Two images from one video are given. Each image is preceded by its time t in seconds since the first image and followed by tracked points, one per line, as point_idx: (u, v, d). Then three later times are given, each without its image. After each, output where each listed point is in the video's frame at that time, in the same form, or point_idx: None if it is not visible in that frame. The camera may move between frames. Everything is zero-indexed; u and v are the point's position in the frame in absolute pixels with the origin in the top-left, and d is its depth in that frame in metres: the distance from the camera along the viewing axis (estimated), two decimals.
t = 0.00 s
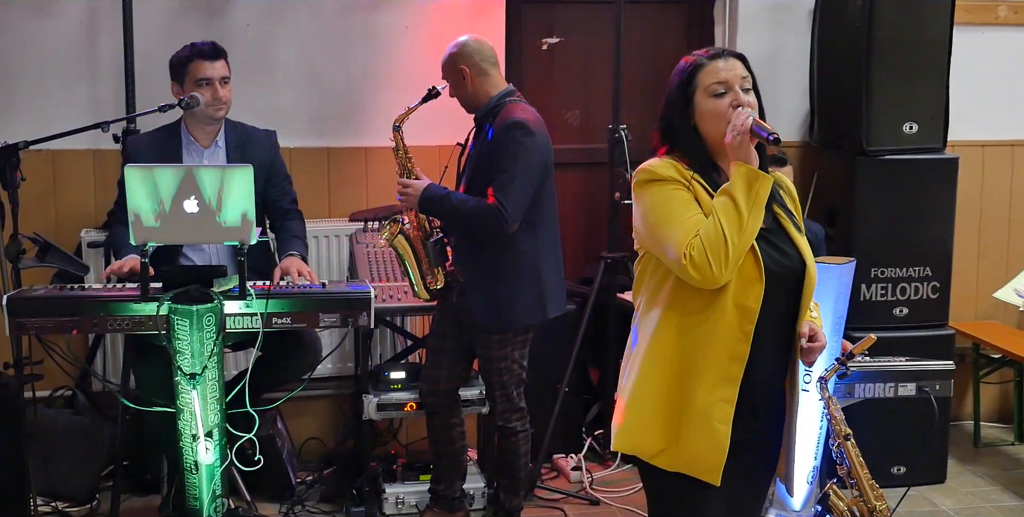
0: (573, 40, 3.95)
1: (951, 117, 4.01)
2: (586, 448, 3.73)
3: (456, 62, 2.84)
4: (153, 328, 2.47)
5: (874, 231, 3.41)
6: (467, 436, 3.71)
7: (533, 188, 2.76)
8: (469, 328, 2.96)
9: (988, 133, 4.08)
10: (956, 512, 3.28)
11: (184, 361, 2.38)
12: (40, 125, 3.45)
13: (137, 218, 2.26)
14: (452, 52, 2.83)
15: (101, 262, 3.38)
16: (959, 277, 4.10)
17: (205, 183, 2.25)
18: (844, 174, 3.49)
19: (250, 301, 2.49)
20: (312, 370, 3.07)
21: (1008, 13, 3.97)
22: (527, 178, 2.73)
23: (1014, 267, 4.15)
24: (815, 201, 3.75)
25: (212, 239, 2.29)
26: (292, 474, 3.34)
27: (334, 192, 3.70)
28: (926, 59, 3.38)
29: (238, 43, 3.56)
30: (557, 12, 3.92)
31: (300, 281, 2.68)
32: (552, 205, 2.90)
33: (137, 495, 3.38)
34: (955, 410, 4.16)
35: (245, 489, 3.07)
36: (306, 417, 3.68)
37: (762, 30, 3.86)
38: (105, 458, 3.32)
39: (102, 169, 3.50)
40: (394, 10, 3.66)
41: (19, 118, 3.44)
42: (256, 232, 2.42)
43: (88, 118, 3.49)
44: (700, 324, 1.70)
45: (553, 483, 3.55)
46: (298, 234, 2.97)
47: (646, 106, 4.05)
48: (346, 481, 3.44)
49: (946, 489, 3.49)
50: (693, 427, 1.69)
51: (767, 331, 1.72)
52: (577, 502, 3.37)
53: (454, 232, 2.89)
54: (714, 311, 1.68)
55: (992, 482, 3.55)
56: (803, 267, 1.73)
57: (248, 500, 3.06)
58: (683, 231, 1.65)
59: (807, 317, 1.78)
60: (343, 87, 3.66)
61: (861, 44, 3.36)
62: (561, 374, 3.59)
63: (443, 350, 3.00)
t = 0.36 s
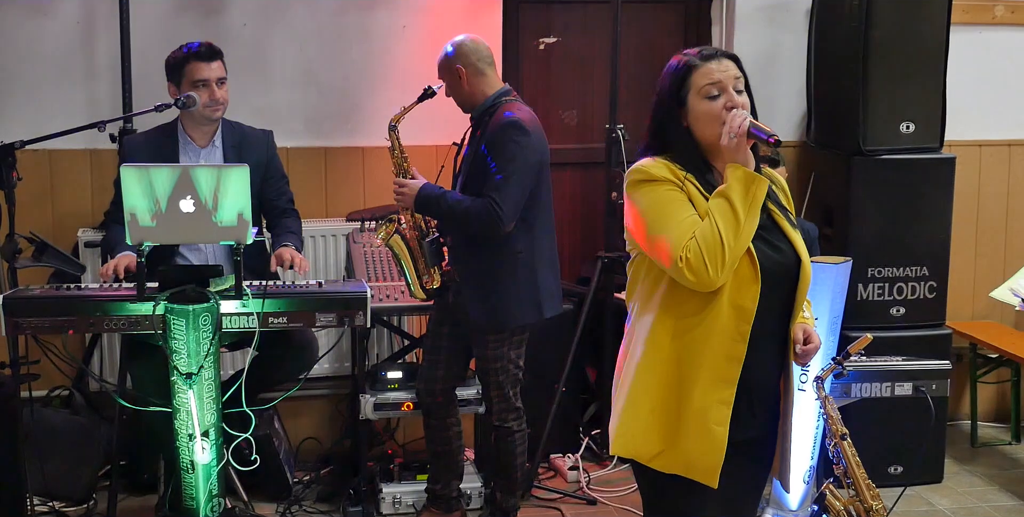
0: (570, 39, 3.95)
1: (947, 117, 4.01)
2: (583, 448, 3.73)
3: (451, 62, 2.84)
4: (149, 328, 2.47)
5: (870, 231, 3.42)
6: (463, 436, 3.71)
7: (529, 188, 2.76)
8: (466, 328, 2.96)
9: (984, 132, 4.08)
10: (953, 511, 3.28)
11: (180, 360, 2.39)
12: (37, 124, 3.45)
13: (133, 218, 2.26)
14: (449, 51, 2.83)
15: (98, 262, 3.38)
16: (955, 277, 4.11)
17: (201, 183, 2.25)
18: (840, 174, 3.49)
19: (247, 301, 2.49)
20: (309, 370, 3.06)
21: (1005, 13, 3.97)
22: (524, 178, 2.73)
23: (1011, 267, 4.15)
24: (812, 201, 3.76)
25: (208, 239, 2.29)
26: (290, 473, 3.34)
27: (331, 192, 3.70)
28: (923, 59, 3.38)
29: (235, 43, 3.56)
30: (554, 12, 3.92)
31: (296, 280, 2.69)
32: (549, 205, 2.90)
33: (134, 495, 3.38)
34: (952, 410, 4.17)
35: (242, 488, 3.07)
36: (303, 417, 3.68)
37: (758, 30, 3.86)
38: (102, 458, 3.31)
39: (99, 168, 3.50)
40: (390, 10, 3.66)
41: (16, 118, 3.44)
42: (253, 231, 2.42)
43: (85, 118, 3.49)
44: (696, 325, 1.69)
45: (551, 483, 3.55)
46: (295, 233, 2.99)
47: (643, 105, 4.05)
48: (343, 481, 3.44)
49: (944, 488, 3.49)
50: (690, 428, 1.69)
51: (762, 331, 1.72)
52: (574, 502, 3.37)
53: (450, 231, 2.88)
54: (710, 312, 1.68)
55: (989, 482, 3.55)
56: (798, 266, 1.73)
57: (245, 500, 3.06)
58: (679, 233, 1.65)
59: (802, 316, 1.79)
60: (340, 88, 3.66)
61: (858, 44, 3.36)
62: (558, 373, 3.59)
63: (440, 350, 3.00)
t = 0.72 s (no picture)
0: (569, 40, 3.96)
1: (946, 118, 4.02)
2: (582, 448, 3.73)
3: (450, 63, 2.84)
4: (148, 328, 2.47)
5: (869, 232, 3.42)
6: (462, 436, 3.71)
7: (528, 189, 2.76)
8: (465, 329, 2.96)
9: (983, 133, 4.08)
10: (952, 512, 3.29)
11: (180, 361, 2.40)
12: (36, 125, 3.46)
13: (131, 218, 2.26)
14: (448, 52, 2.83)
15: (97, 262, 3.38)
16: (954, 278, 4.11)
17: (200, 184, 2.26)
18: (839, 175, 3.49)
19: (246, 301, 2.49)
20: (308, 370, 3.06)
21: (1004, 14, 3.98)
22: (523, 179, 2.74)
23: (1010, 268, 4.15)
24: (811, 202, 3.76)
25: (207, 239, 2.30)
26: (289, 474, 3.34)
27: (331, 192, 3.70)
28: (922, 60, 3.38)
29: (234, 44, 3.56)
30: (553, 12, 3.92)
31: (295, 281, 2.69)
32: (547, 206, 2.91)
33: (133, 495, 3.38)
34: (951, 411, 4.17)
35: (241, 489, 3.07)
36: (302, 417, 3.68)
37: (757, 31, 3.86)
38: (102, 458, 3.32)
39: (98, 169, 3.51)
40: (390, 11, 3.66)
41: (15, 118, 3.44)
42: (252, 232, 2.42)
43: (84, 119, 3.49)
44: (694, 332, 1.70)
45: (550, 483, 3.55)
46: (295, 236, 2.97)
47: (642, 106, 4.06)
48: (342, 482, 3.44)
49: (942, 489, 3.49)
50: (692, 434, 1.68)
51: (762, 334, 1.72)
52: (573, 503, 3.37)
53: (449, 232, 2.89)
54: (708, 318, 1.68)
55: (988, 483, 3.55)
56: (798, 267, 1.73)
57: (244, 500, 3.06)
58: (671, 241, 1.65)
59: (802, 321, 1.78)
60: (339, 88, 3.66)
61: (856, 45, 3.36)
62: (558, 374, 3.59)
63: (439, 350, 3.00)
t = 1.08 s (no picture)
0: (569, 41, 3.96)
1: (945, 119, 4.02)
2: (581, 449, 3.73)
3: (450, 63, 2.84)
4: (148, 329, 2.48)
5: (868, 233, 3.42)
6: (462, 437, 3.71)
7: (528, 190, 2.77)
8: (464, 329, 2.96)
9: (982, 135, 4.09)
10: (951, 513, 3.29)
11: (180, 361, 2.40)
12: (37, 125, 3.46)
13: (132, 219, 2.26)
14: (447, 52, 2.84)
15: (96, 263, 3.38)
16: (953, 279, 4.11)
17: (200, 185, 2.26)
18: (839, 176, 3.50)
19: (246, 302, 2.50)
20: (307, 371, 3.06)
21: (1003, 15, 3.98)
22: (523, 179, 2.74)
23: (1009, 269, 4.15)
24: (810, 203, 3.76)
25: (207, 239, 2.30)
26: (288, 474, 3.35)
27: (330, 193, 3.71)
28: (921, 61, 3.38)
29: (234, 45, 3.57)
30: (553, 13, 3.93)
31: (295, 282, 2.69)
32: (547, 207, 2.91)
33: (132, 496, 3.38)
34: (950, 412, 4.17)
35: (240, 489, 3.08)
36: (301, 418, 3.68)
37: (757, 32, 3.86)
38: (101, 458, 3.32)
39: (98, 169, 3.51)
40: (390, 12, 3.67)
41: (15, 118, 3.44)
42: (252, 233, 2.42)
43: (85, 119, 3.49)
44: (699, 332, 1.70)
45: (549, 484, 3.55)
46: (294, 236, 3.00)
47: (642, 107, 4.06)
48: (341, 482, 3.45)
49: (941, 490, 3.50)
50: (695, 436, 1.69)
51: (762, 336, 1.73)
52: (572, 503, 3.37)
53: (449, 232, 2.89)
54: (712, 319, 1.68)
55: (987, 484, 3.56)
56: (798, 272, 1.74)
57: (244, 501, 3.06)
58: (679, 237, 1.65)
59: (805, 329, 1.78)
60: (339, 89, 3.67)
61: (856, 47, 3.37)
62: (557, 375, 3.60)
63: (439, 351, 3.01)
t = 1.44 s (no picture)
0: (569, 41, 3.96)
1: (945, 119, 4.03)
2: (581, 448, 3.73)
3: (450, 63, 2.84)
4: (148, 328, 2.48)
5: (868, 233, 3.42)
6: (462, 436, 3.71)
7: (527, 190, 2.77)
8: (464, 329, 2.96)
9: (982, 134, 4.09)
10: (951, 512, 3.30)
11: (180, 361, 2.39)
12: (37, 126, 3.46)
13: (132, 218, 2.26)
14: (448, 51, 2.84)
15: (96, 263, 3.38)
16: (953, 279, 4.12)
17: (200, 184, 2.26)
18: (838, 176, 3.50)
19: (246, 302, 2.50)
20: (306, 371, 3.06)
21: (1003, 15, 3.99)
22: (523, 179, 2.74)
23: (1009, 269, 4.16)
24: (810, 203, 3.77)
25: (207, 239, 2.30)
26: (288, 474, 3.35)
27: (330, 193, 3.71)
28: (921, 60, 3.38)
29: (234, 44, 3.57)
30: (553, 13, 3.93)
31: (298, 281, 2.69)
32: (547, 206, 2.91)
33: (131, 496, 3.38)
34: (949, 411, 4.18)
35: (240, 488, 3.08)
36: (301, 417, 3.69)
37: (757, 32, 3.87)
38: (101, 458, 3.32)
39: (98, 170, 3.51)
40: (390, 11, 3.67)
41: (15, 119, 3.44)
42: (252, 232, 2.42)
43: (85, 119, 3.49)
44: (700, 335, 1.70)
45: (549, 483, 3.55)
46: (295, 232, 2.99)
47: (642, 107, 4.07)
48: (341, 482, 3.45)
49: (940, 489, 3.50)
50: (699, 439, 1.69)
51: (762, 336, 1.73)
52: (572, 503, 3.37)
53: (449, 232, 2.89)
54: (714, 321, 1.69)
55: (987, 483, 3.56)
56: (797, 271, 1.74)
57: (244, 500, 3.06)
58: (681, 241, 1.64)
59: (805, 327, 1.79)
60: (339, 89, 3.67)
61: (856, 46, 3.37)
62: (557, 374, 3.60)
63: (439, 351, 3.01)
